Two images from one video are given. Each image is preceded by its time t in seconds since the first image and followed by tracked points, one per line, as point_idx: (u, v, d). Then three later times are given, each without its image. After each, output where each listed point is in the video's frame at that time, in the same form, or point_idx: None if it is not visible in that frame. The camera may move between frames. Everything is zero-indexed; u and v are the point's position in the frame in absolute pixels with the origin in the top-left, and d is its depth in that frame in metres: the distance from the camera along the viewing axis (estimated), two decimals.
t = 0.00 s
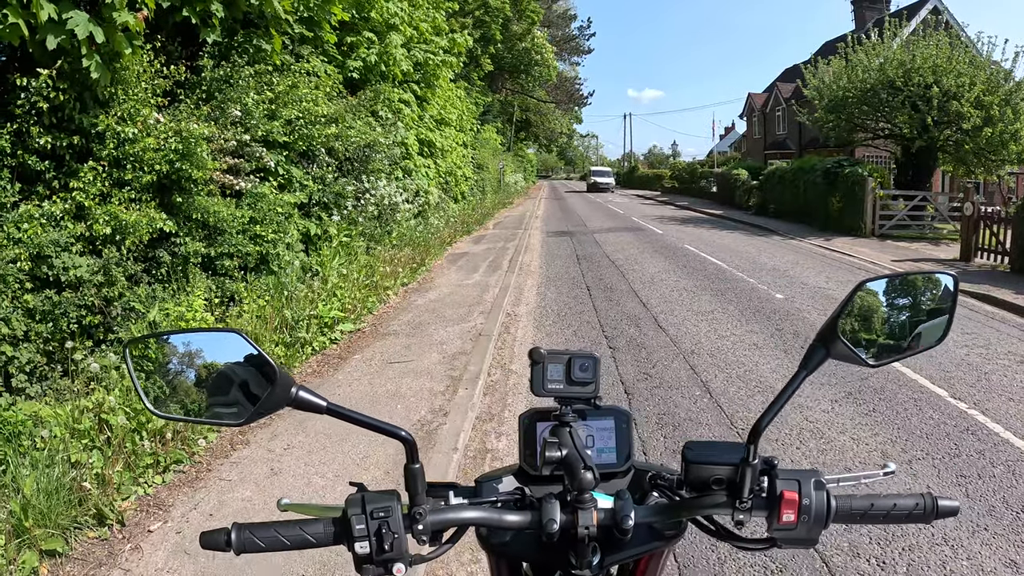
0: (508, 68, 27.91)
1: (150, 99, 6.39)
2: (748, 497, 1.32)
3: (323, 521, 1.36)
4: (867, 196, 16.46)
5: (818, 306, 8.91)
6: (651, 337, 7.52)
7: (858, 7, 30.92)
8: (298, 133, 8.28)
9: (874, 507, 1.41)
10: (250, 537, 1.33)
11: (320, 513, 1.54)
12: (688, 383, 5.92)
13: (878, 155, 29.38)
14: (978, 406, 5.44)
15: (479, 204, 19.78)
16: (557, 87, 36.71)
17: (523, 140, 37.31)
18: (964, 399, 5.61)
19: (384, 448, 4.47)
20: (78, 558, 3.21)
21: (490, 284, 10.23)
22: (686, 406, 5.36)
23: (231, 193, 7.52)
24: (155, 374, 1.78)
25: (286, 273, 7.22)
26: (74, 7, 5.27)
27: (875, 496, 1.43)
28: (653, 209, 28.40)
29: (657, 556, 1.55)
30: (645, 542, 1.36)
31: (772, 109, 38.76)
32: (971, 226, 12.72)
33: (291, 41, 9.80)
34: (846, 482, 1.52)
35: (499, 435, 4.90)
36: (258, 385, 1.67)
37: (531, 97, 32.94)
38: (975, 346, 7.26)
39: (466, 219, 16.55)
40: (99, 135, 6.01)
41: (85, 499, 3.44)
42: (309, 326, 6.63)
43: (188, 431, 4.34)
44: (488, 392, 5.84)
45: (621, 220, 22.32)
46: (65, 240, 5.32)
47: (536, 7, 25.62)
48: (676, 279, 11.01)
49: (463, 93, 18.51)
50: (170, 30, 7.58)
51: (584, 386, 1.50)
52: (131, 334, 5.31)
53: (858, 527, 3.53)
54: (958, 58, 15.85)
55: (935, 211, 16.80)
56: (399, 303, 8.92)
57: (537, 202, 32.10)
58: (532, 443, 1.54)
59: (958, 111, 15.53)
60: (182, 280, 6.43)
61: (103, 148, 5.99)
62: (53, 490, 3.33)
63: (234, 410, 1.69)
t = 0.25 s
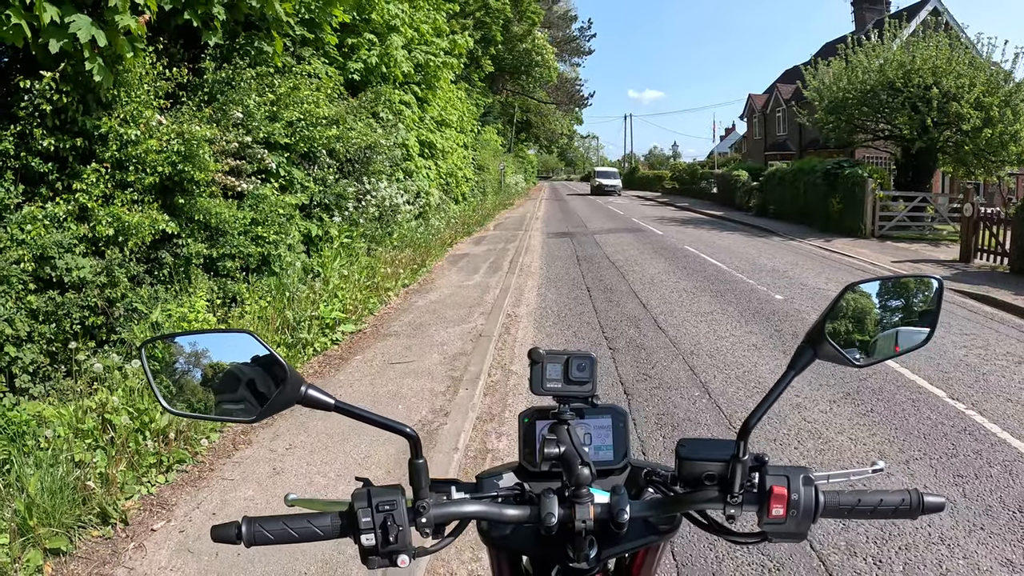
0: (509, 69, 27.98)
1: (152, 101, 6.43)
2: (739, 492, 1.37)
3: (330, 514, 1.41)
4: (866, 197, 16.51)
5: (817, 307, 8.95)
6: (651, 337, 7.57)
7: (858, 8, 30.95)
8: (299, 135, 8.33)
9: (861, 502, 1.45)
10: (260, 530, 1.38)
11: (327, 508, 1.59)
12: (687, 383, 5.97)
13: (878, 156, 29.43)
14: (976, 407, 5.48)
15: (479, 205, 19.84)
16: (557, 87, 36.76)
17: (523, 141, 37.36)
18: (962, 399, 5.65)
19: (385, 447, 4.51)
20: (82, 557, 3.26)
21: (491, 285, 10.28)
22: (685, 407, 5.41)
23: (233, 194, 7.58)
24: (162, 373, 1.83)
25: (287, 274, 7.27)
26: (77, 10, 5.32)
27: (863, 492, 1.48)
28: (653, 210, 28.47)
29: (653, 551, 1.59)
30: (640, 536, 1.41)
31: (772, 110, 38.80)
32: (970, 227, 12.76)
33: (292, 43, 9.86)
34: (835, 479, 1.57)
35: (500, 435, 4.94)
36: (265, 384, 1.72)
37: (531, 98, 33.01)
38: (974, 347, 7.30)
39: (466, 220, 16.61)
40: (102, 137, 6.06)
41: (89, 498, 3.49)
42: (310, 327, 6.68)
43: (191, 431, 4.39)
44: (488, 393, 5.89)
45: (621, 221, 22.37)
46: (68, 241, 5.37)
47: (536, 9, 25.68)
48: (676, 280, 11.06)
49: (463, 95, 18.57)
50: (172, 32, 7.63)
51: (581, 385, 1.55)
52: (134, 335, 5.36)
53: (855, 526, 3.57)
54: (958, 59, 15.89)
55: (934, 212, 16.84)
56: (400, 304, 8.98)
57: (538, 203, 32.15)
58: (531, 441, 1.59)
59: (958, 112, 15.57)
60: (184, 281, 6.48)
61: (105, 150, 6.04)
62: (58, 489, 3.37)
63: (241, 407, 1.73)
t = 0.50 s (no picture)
0: (508, 69, 27.99)
1: (152, 101, 6.44)
2: (735, 489, 1.39)
3: (332, 510, 1.43)
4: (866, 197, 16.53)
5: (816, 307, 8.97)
6: (651, 337, 7.59)
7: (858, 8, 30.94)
8: (299, 136, 8.35)
9: (856, 499, 1.47)
10: (262, 525, 1.40)
11: (328, 504, 1.61)
12: (686, 383, 5.99)
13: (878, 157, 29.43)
14: (974, 406, 5.50)
15: (479, 205, 19.85)
16: (557, 87, 36.79)
17: (523, 141, 37.39)
18: (961, 399, 5.66)
19: (386, 446, 4.53)
20: (84, 556, 3.28)
21: (491, 285, 10.29)
22: (685, 406, 5.43)
23: (234, 194, 7.59)
24: (164, 373, 1.85)
25: (288, 274, 7.29)
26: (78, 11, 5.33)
27: (858, 489, 1.49)
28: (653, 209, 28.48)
29: (651, 547, 1.61)
30: (637, 533, 1.43)
31: (772, 109, 38.80)
32: (970, 227, 12.78)
33: (292, 44, 9.89)
34: (831, 475, 1.59)
35: (499, 435, 4.96)
36: (267, 381, 1.74)
37: (531, 98, 33.02)
38: (973, 347, 7.31)
39: (466, 220, 16.63)
40: (103, 138, 6.08)
41: (90, 498, 3.51)
42: (310, 327, 6.70)
43: (192, 430, 4.41)
44: (488, 392, 5.91)
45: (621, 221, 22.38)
46: (69, 241, 5.39)
47: (536, 9, 25.69)
48: (676, 280, 11.08)
49: (463, 95, 18.59)
50: (172, 33, 7.65)
51: (579, 383, 1.57)
52: (135, 335, 5.38)
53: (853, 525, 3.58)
54: (958, 59, 15.90)
55: (934, 212, 16.86)
56: (400, 304, 9.00)
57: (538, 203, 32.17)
58: (531, 439, 1.60)
59: (957, 112, 15.58)
60: (185, 281, 6.50)
61: (106, 150, 6.06)
62: (59, 488, 3.39)
63: (244, 404, 1.75)
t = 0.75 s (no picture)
0: (508, 68, 27.97)
1: (151, 101, 6.44)
2: (732, 487, 1.39)
3: (329, 510, 1.43)
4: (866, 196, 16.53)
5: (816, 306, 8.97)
6: (650, 336, 7.59)
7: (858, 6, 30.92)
8: (299, 135, 8.35)
9: (853, 498, 1.47)
10: (260, 526, 1.40)
11: (326, 503, 1.61)
12: (686, 382, 5.99)
13: (878, 155, 29.43)
14: (974, 405, 5.50)
15: (479, 204, 19.85)
16: (557, 87, 36.79)
17: (523, 140, 37.37)
18: (961, 397, 5.66)
19: (385, 446, 4.53)
20: (84, 556, 3.28)
21: (491, 284, 10.30)
22: (684, 405, 5.43)
23: (233, 194, 7.59)
24: (162, 373, 1.85)
25: (287, 274, 7.28)
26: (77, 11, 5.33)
27: (855, 488, 1.49)
28: (652, 208, 28.49)
29: (649, 546, 1.61)
30: (635, 532, 1.43)
31: (771, 108, 38.80)
32: (969, 225, 12.78)
33: (291, 43, 9.88)
34: (829, 474, 1.59)
35: (499, 434, 4.96)
36: (265, 381, 1.74)
37: (531, 97, 33.01)
38: (973, 345, 7.31)
39: (466, 219, 16.63)
40: (102, 137, 6.08)
41: (90, 498, 3.51)
42: (310, 326, 6.70)
43: (191, 430, 4.41)
44: (488, 392, 5.91)
45: (620, 220, 22.39)
46: (68, 242, 5.39)
47: (535, 8, 25.69)
48: (675, 279, 11.07)
49: (463, 94, 18.58)
50: (171, 32, 7.64)
51: (577, 382, 1.57)
52: (134, 335, 5.38)
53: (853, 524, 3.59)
54: (958, 58, 15.90)
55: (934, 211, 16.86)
56: (400, 303, 8.99)
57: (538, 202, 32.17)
58: (529, 439, 1.60)
59: (957, 110, 15.58)
60: (184, 281, 6.50)
61: (105, 150, 6.06)
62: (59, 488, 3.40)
63: (242, 403, 1.75)
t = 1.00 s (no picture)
0: (507, 68, 27.96)
1: (150, 101, 6.42)
2: (732, 489, 1.38)
3: (327, 512, 1.42)
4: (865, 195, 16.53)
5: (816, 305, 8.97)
6: (650, 336, 7.58)
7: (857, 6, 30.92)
8: (298, 135, 8.34)
9: (854, 499, 1.46)
10: (258, 528, 1.39)
11: (324, 505, 1.60)
12: (686, 381, 5.98)
13: (877, 155, 29.44)
14: (974, 404, 5.49)
15: (478, 204, 19.84)
16: (557, 86, 36.79)
17: (522, 140, 37.40)
18: (961, 397, 5.65)
19: (384, 446, 4.52)
20: (83, 557, 3.27)
21: (490, 284, 10.29)
22: (684, 404, 5.43)
23: (232, 194, 7.57)
24: (160, 374, 1.84)
25: (286, 273, 7.26)
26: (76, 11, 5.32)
27: (855, 489, 1.49)
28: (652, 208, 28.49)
29: (649, 548, 1.61)
30: (634, 533, 1.42)
31: (771, 107, 38.79)
32: (969, 224, 12.78)
33: (290, 43, 9.88)
34: (829, 474, 1.58)
35: (498, 434, 4.96)
36: (263, 382, 1.73)
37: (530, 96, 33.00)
38: (973, 344, 7.30)
39: (465, 218, 16.63)
40: (101, 137, 6.07)
41: (89, 498, 3.50)
42: (309, 326, 6.69)
43: (190, 430, 4.40)
44: (487, 391, 5.90)
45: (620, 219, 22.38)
46: (67, 242, 5.38)
47: (535, 7, 25.69)
48: (675, 278, 11.06)
49: (462, 94, 18.58)
50: (170, 32, 7.63)
51: (576, 383, 1.57)
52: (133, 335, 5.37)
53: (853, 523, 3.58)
54: (957, 57, 15.90)
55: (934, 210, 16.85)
56: (399, 303, 8.98)
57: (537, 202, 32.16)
58: (528, 440, 1.59)
59: (956, 109, 15.58)
60: (184, 281, 6.49)
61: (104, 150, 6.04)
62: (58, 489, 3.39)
63: (240, 405, 1.75)
